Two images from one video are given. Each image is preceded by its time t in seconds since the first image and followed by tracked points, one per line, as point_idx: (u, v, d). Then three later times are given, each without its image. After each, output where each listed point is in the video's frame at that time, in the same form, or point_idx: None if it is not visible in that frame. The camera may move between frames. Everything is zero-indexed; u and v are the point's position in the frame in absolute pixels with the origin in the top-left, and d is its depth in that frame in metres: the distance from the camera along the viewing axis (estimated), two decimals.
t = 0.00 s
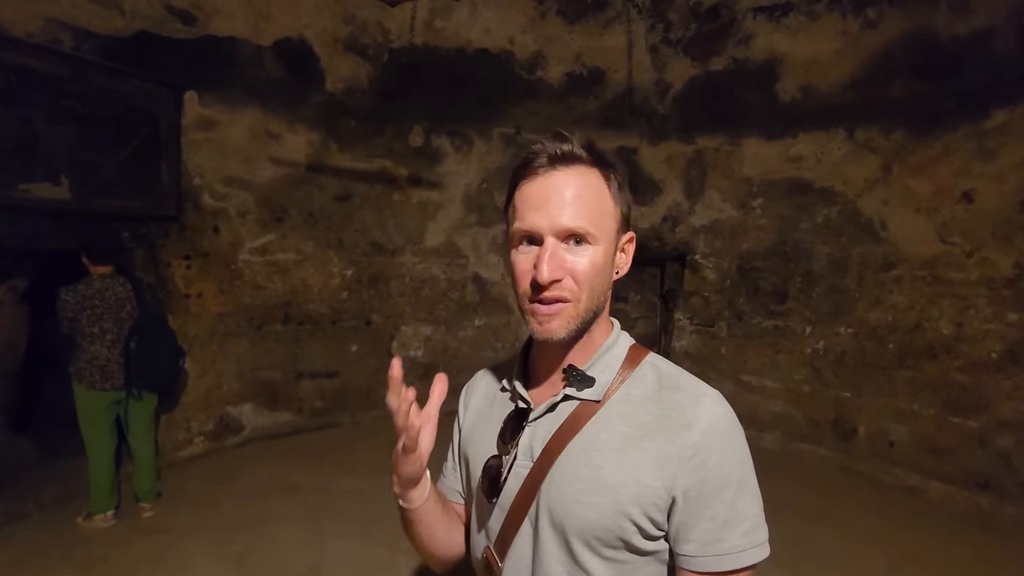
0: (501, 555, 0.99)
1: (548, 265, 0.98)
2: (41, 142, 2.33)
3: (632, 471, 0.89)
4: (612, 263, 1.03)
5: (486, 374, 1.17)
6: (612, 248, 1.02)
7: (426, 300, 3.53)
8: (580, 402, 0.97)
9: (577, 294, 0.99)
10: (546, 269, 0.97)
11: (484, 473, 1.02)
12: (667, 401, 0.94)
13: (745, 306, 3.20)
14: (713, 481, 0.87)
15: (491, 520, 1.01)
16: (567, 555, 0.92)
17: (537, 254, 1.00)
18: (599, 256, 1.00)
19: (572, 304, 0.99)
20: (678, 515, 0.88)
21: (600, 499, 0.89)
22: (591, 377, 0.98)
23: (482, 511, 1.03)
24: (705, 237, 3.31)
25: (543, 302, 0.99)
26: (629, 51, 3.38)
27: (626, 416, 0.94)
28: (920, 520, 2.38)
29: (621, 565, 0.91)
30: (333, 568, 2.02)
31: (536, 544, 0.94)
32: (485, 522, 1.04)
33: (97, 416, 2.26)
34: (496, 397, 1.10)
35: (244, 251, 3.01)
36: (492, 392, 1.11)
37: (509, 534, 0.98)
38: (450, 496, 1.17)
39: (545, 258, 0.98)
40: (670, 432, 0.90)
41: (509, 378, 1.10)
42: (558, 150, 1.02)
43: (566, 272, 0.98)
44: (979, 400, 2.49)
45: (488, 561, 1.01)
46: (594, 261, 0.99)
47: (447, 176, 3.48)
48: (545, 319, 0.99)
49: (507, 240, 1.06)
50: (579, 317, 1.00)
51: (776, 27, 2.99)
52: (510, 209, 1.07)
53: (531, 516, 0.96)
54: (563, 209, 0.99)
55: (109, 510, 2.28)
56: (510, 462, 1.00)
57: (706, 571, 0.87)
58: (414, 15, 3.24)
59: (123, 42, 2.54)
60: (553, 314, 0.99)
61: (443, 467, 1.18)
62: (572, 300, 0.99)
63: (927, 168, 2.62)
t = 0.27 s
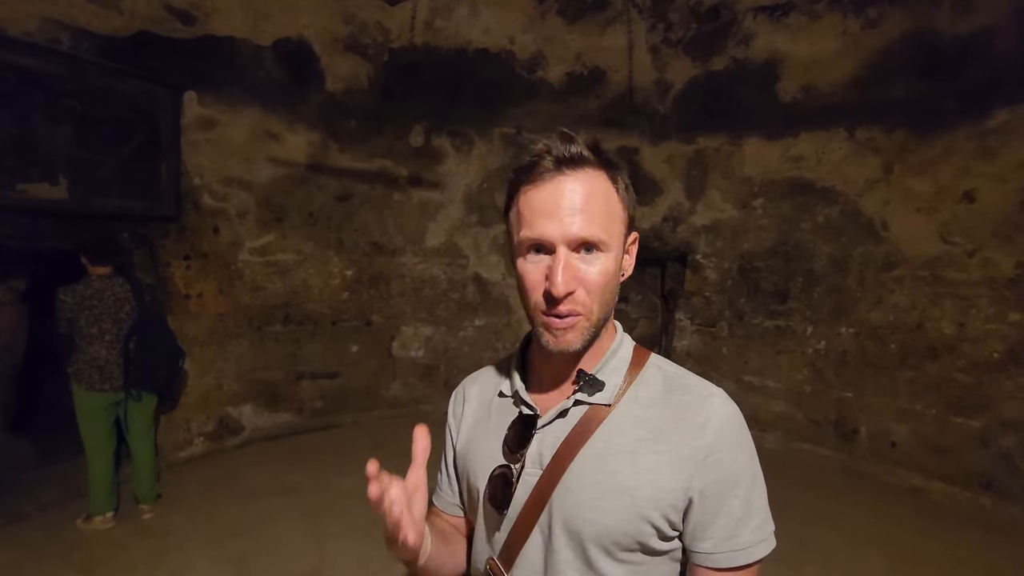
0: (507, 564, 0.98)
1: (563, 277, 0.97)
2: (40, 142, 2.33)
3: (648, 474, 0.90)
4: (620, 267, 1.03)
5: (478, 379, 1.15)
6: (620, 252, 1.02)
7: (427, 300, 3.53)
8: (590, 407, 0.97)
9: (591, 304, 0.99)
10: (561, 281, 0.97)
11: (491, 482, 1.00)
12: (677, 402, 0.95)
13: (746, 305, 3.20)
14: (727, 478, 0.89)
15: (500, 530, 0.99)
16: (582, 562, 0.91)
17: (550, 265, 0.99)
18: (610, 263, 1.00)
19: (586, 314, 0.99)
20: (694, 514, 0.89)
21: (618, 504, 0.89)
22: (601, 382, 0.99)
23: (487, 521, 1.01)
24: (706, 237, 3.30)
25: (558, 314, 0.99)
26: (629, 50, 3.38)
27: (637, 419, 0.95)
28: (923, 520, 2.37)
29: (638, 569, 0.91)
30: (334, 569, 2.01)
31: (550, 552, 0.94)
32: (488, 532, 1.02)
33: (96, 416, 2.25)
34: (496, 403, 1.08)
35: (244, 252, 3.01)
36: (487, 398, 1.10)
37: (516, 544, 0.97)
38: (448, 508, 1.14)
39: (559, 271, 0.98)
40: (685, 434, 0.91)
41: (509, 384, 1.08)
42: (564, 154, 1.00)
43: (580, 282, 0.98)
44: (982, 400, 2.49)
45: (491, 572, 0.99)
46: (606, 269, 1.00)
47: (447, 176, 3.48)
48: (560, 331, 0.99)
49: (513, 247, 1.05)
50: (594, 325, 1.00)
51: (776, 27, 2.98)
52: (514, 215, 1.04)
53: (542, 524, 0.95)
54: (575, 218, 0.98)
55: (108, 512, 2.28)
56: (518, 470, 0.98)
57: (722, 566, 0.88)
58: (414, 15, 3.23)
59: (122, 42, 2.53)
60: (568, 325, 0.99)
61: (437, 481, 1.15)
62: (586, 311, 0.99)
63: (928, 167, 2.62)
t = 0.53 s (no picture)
0: (518, 565, 0.98)
1: (575, 298, 0.97)
2: (41, 142, 2.32)
3: (664, 468, 0.91)
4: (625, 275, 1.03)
5: (479, 383, 1.14)
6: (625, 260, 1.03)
7: (427, 300, 3.52)
8: (602, 405, 0.98)
9: (604, 320, 0.99)
10: (574, 303, 0.97)
11: (504, 484, 0.99)
12: (687, 396, 0.96)
13: (747, 305, 3.19)
14: (739, 466, 0.90)
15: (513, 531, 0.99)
16: (601, 559, 0.92)
17: (560, 287, 0.98)
18: (618, 275, 1.01)
19: (599, 330, 1.00)
20: (708, 504, 0.90)
21: (637, 499, 0.90)
22: (613, 379, 0.99)
23: (499, 523, 1.00)
24: (707, 237, 3.30)
25: (572, 334, 0.99)
26: (630, 50, 3.37)
27: (649, 415, 0.96)
28: (925, 520, 2.37)
29: (654, 564, 0.92)
30: (335, 569, 2.01)
31: (567, 551, 0.94)
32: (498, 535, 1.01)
33: (97, 416, 2.24)
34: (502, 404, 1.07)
35: (245, 252, 3.00)
36: (491, 402, 1.09)
37: (528, 545, 0.97)
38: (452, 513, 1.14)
39: (571, 292, 0.97)
40: (697, 426, 0.92)
41: (514, 387, 1.07)
42: (562, 171, 0.99)
43: (594, 301, 0.98)
44: (984, 399, 2.48)
45: None
46: (617, 283, 1.00)
47: (447, 176, 3.48)
48: (576, 351, 0.99)
49: (517, 271, 1.03)
50: (608, 339, 1.01)
51: (777, 26, 2.98)
52: (515, 238, 1.02)
53: (557, 524, 0.95)
54: (581, 237, 0.97)
55: (108, 512, 2.28)
56: (531, 471, 0.98)
57: (735, 552, 0.90)
58: (414, 15, 3.23)
59: (122, 41, 2.53)
60: (583, 345, 0.99)
61: (441, 488, 1.14)
62: (599, 327, 0.99)
63: (929, 166, 2.62)
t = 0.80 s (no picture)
0: (522, 566, 0.98)
1: (569, 293, 0.97)
2: (42, 142, 2.33)
3: (669, 467, 0.90)
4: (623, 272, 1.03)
5: (479, 384, 1.13)
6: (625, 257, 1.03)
7: (428, 300, 3.52)
8: (605, 405, 0.97)
9: (599, 315, 0.99)
10: (568, 297, 0.97)
11: (508, 486, 0.98)
12: (690, 394, 0.96)
13: (749, 305, 3.19)
14: (743, 464, 0.90)
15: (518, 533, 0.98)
16: (606, 559, 0.91)
17: (555, 281, 0.99)
18: (615, 271, 1.00)
19: (594, 326, 1.00)
20: (712, 502, 0.90)
21: (643, 499, 0.90)
22: (616, 380, 0.99)
23: (503, 525, 1.00)
24: (708, 236, 3.29)
25: (566, 328, 0.99)
26: (631, 49, 3.36)
27: (653, 415, 0.95)
28: (927, 520, 2.36)
29: (659, 562, 0.92)
30: (335, 569, 2.01)
31: (572, 551, 0.94)
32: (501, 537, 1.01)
33: (100, 414, 2.24)
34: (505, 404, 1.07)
35: (246, 251, 3.00)
36: (493, 403, 1.09)
37: (533, 546, 0.97)
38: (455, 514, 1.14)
39: (565, 286, 0.97)
40: (701, 424, 0.92)
41: (516, 387, 1.07)
42: (562, 166, 0.99)
43: (588, 295, 0.98)
44: (986, 399, 2.47)
45: None
46: (613, 278, 1.00)
47: (448, 176, 3.48)
48: (571, 345, 0.99)
49: (515, 262, 1.04)
50: (604, 333, 1.01)
51: (779, 25, 2.97)
52: (514, 230, 1.03)
53: (562, 525, 0.95)
54: (578, 232, 0.97)
55: (111, 511, 2.27)
56: (535, 472, 0.98)
57: (738, 549, 0.89)
58: (415, 14, 3.23)
59: (124, 41, 2.53)
60: (577, 339, 0.99)
61: (443, 490, 1.14)
62: (595, 322, 0.99)
63: (932, 166, 2.61)
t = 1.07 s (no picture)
0: (525, 565, 0.98)
1: (568, 290, 0.97)
2: (45, 143, 2.32)
3: (673, 467, 0.90)
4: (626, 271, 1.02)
5: (485, 381, 1.13)
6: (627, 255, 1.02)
7: (430, 300, 3.52)
8: (609, 404, 0.97)
9: (600, 313, 0.99)
10: (567, 294, 0.97)
11: (512, 484, 0.98)
12: (696, 394, 0.95)
13: (751, 304, 3.18)
14: (748, 466, 0.89)
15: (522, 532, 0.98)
16: (609, 558, 0.92)
17: (555, 278, 0.99)
18: (617, 268, 1.00)
19: (595, 323, 0.99)
20: (716, 503, 0.90)
21: (646, 498, 0.89)
22: (619, 378, 0.98)
23: (507, 523, 1.00)
24: (710, 236, 3.28)
25: (567, 326, 0.99)
26: (633, 48, 3.36)
27: (657, 414, 0.95)
28: (930, 520, 2.35)
29: (662, 561, 0.92)
30: (337, 569, 2.00)
31: (575, 549, 0.94)
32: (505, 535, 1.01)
33: (105, 412, 2.24)
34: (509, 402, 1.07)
35: (248, 252, 3.00)
36: (497, 401, 1.09)
37: (536, 543, 0.97)
38: (460, 511, 1.14)
39: (564, 283, 0.97)
40: (706, 424, 0.91)
41: (521, 386, 1.06)
42: (563, 164, 0.98)
43: (588, 292, 0.98)
44: (990, 399, 2.46)
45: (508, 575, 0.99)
46: (614, 276, 0.99)
47: (450, 175, 3.48)
48: (571, 342, 0.99)
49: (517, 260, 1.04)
50: (605, 331, 1.00)
51: (782, 24, 2.97)
52: (517, 227, 1.03)
53: (565, 523, 0.95)
54: (578, 229, 0.97)
55: (114, 511, 2.27)
56: (539, 471, 0.97)
57: (743, 552, 0.89)
58: (417, 14, 3.23)
59: (127, 42, 2.53)
60: (578, 336, 0.99)
61: (449, 487, 1.14)
62: (595, 320, 0.99)
63: (935, 165, 2.60)
